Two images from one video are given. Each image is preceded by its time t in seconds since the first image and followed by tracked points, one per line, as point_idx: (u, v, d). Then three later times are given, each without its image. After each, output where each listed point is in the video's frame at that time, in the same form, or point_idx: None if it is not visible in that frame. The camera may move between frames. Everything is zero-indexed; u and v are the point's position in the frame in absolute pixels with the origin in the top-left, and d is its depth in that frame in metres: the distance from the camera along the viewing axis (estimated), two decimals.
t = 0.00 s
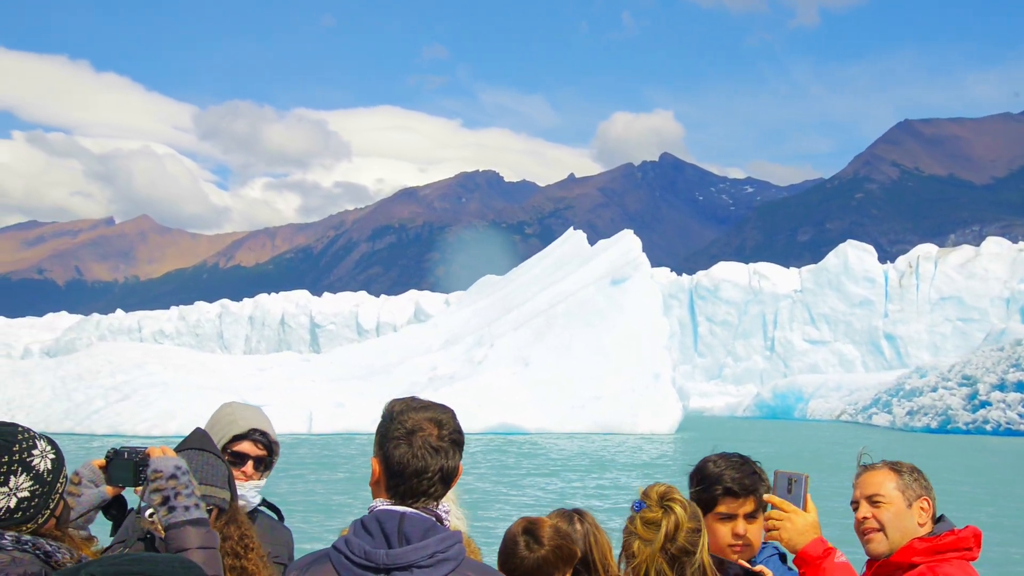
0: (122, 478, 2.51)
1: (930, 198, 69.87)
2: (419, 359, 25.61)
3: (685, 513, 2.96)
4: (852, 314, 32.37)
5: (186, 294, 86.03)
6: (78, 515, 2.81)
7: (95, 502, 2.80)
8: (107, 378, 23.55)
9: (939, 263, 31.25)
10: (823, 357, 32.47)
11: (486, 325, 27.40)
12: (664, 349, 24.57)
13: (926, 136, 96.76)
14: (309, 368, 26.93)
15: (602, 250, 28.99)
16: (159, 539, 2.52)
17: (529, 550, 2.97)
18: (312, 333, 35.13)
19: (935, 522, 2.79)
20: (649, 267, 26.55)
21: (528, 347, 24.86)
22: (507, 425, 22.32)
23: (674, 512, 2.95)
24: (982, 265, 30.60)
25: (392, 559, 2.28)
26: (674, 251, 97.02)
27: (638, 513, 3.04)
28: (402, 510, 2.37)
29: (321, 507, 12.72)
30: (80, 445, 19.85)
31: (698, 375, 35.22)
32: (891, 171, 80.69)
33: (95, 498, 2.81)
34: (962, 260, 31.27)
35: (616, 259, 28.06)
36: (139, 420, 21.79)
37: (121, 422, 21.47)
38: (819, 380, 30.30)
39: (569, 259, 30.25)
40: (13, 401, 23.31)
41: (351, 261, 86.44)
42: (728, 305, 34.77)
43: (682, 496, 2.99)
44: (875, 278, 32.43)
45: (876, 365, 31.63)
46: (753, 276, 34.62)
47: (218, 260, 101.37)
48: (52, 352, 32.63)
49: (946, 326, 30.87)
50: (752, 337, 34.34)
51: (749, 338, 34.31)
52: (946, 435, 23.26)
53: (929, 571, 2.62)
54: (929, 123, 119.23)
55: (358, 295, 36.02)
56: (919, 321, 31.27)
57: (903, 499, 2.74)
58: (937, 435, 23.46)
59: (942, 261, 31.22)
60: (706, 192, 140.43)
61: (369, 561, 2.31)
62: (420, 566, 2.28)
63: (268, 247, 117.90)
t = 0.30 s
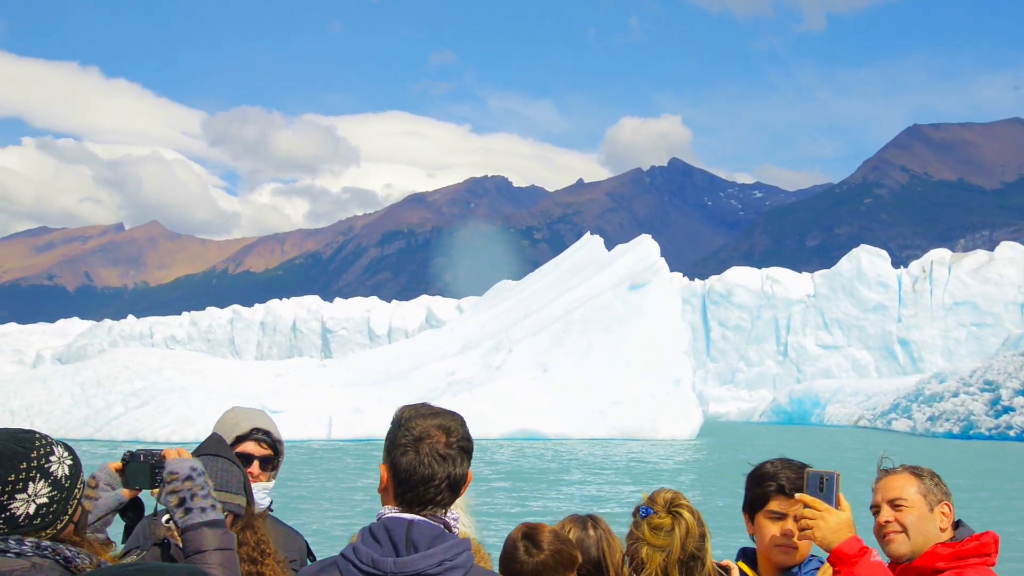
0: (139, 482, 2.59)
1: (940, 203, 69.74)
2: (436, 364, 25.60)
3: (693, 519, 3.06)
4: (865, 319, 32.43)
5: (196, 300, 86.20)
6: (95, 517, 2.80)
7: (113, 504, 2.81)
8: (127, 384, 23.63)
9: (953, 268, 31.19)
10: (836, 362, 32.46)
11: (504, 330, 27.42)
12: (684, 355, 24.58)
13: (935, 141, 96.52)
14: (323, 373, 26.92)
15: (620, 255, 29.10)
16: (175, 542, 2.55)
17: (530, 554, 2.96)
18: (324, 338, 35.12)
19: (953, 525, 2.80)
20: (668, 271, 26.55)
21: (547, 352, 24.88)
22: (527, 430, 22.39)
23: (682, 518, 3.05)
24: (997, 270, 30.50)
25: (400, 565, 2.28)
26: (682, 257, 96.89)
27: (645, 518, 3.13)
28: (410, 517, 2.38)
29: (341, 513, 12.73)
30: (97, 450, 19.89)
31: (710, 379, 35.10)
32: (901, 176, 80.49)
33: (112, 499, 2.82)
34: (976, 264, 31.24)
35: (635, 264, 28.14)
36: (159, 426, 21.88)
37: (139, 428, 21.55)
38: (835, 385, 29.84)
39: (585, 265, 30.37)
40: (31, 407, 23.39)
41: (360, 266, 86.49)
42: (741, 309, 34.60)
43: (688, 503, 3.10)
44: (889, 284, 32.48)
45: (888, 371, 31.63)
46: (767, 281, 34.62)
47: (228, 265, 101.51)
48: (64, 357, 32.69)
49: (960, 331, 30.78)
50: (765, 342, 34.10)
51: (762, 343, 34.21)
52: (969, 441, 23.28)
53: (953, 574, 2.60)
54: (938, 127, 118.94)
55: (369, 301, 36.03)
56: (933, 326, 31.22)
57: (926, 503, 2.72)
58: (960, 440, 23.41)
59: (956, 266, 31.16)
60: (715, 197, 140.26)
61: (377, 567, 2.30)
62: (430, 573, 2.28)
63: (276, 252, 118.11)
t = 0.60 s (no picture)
0: (153, 483, 2.62)
1: (948, 206, 69.56)
2: (454, 367, 25.53)
3: (692, 523, 3.07)
4: (879, 321, 32.38)
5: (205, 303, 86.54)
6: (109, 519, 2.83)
7: (127, 506, 2.82)
8: (144, 386, 23.79)
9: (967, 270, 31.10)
10: (849, 365, 32.44)
11: (522, 333, 27.44)
12: (703, 356, 24.50)
13: (945, 142, 96.27)
14: (336, 376, 26.93)
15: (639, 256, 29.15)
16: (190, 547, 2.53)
17: (531, 557, 2.96)
18: (334, 341, 35.09)
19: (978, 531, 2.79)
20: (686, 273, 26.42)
21: (565, 354, 24.86)
22: (546, 433, 22.55)
23: (683, 521, 3.06)
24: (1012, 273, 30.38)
25: (408, 567, 2.28)
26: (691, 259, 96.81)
27: (644, 522, 3.13)
28: (418, 520, 2.37)
29: (358, 514, 12.79)
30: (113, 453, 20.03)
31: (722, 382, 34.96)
32: (911, 178, 80.31)
33: (125, 502, 2.82)
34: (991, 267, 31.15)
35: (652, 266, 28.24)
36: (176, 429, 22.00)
37: (154, 430, 21.69)
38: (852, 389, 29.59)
39: (602, 267, 30.44)
40: (49, 409, 23.57)
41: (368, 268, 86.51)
42: (753, 312, 34.82)
43: (687, 507, 3.11)
44: (902, 286, 32.37)
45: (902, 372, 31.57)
46: (778, 283, 34.89)
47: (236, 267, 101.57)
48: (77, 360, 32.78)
49: (975, 334, 30.52)
50: (777, 344, 34.16)
51: (774, 345, 34.22)
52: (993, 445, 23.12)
53: None
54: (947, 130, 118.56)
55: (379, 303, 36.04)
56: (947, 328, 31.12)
57: (953, 510, 2.72)
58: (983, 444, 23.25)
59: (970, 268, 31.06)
60: (723, 199, 139.97)
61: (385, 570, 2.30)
62: None
63: (285, 255, 118.45)
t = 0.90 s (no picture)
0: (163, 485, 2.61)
1: (957, 205, 69.36)
2: (471, 368, 25.26)
3: (692, 530, 2.85)
4: (893, 322, 32.23)
5: (214, 304, 86.79)
6: (120, 519, 2.83)
7: (137, 506, 2.82)
8: (163, 385, 23.87)
9: (981, 271, 31.11)
10: (862, 366, 32.45)
11: (540, 332, 27.41)
12: (721, 356, 24.61)
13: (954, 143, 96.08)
14: (352, 375, 26.96)
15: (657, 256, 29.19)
16: (193, 547, 2.53)
17: (532, 560, 2.97)
18: (346, 341, 35.09)
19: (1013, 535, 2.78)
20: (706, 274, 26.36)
21: (583, 354, 24.71)
22: (568, 434, 22.60)
23: (684, 525, 2.85)
24: None
25: (419, 569, 2.28)
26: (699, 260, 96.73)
27: (644, 528, 2.90)
28: (430, 521, 2.37)
29: (383, 515, 12.83)
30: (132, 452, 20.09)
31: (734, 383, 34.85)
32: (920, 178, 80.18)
33: (135, 503, 2.82)
34: (1005, 268, 31.14)
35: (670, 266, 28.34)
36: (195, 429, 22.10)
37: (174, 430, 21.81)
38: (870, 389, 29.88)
39: (619, 267, 30.45)
40: (68, 409, 23.63)
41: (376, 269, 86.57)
42: (766, 313, 34.29)
43: (688, 511, 2.90)
44: (915, 287, 32.24)
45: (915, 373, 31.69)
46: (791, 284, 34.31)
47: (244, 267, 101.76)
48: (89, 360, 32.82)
49: (989, 334, 30.66)
50: (790, 346, 34.00)
51: (787, 347, 34.07)
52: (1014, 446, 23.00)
53: None
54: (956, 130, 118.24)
55: (390, 304, 36.05)
56: (962, 329, 31.14)
57: (986, 516, 2.71)
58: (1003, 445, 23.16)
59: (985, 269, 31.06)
60: (731, 200, 139.80)
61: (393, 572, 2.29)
62: None
63: (292, 256, 118.60)
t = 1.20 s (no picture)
0: (176, 483, 2.62)
1: (971, 204, 69.02)
2: (495, 367, 25.49)
3: (700, 526, 2.67)
4: (910, 322, 32.01)
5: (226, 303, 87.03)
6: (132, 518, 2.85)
7: (150, 505, 2.84)
8: (185, 385, 23.93)
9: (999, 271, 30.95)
10: (879, 366, 32.30)
11: (562, 331, 27.51)
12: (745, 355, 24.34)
13: (968, 143, 95.65)
14: (371, 374, 26.99)
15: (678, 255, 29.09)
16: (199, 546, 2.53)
17: (548, 566, 2.94)
18: (360, 340, 35.08)
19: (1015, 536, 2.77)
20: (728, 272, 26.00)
21: (605, 353, 24.79)
22: (588, 433, 22.58)
23: (692, 524, 2.66)
24: None
25: (432, 567, 2.28)
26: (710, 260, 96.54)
27: (652, 526, 2.71)
28: (444, 520, 2.37)
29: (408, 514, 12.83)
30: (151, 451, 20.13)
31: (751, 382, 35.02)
32: (933, 178, 79.82)
33: (147, 501, 2.87)
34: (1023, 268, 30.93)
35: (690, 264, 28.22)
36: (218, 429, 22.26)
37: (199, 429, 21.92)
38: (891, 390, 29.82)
39: (640, 265, 30.44)
40: (90, 408, 23.64)
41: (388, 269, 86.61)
42: (782, 313, 34.44)
43: (695, 507, 2.71)
44: (933, 287, 31.92)
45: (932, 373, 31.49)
46: (807, 284, 34.45)
47: (257, 267, 101.99)
48: (104, 360, 32.92)
49: (1008, 335, 30.53)
50: (806, 345, 34.04)
51: (802, 347, 34.12)
52: None
53: None
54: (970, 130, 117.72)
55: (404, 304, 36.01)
56: (980, 329, 31.01)
57: (992, 517, 2.69)
58: None
59: (1003, 269, 30.90)
60: (743, 200, 139.45)
61: (408, 569, 2.29)
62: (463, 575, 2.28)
63: (303, 256, 118.76)
